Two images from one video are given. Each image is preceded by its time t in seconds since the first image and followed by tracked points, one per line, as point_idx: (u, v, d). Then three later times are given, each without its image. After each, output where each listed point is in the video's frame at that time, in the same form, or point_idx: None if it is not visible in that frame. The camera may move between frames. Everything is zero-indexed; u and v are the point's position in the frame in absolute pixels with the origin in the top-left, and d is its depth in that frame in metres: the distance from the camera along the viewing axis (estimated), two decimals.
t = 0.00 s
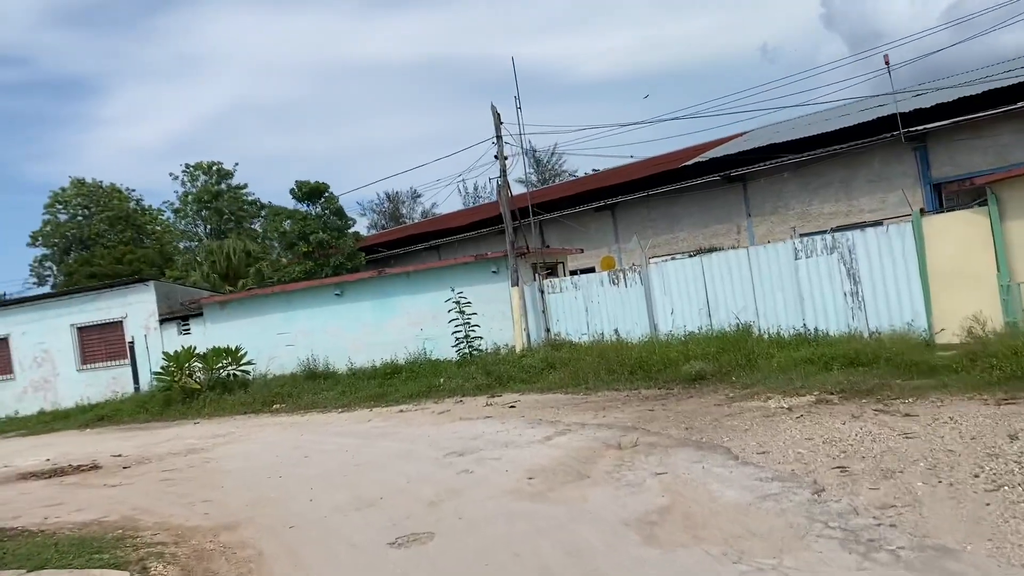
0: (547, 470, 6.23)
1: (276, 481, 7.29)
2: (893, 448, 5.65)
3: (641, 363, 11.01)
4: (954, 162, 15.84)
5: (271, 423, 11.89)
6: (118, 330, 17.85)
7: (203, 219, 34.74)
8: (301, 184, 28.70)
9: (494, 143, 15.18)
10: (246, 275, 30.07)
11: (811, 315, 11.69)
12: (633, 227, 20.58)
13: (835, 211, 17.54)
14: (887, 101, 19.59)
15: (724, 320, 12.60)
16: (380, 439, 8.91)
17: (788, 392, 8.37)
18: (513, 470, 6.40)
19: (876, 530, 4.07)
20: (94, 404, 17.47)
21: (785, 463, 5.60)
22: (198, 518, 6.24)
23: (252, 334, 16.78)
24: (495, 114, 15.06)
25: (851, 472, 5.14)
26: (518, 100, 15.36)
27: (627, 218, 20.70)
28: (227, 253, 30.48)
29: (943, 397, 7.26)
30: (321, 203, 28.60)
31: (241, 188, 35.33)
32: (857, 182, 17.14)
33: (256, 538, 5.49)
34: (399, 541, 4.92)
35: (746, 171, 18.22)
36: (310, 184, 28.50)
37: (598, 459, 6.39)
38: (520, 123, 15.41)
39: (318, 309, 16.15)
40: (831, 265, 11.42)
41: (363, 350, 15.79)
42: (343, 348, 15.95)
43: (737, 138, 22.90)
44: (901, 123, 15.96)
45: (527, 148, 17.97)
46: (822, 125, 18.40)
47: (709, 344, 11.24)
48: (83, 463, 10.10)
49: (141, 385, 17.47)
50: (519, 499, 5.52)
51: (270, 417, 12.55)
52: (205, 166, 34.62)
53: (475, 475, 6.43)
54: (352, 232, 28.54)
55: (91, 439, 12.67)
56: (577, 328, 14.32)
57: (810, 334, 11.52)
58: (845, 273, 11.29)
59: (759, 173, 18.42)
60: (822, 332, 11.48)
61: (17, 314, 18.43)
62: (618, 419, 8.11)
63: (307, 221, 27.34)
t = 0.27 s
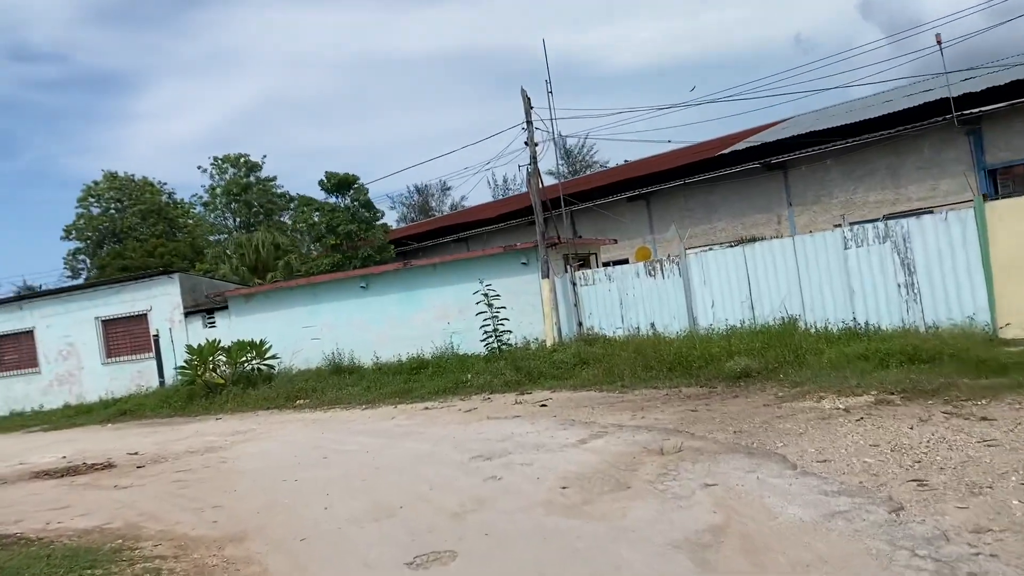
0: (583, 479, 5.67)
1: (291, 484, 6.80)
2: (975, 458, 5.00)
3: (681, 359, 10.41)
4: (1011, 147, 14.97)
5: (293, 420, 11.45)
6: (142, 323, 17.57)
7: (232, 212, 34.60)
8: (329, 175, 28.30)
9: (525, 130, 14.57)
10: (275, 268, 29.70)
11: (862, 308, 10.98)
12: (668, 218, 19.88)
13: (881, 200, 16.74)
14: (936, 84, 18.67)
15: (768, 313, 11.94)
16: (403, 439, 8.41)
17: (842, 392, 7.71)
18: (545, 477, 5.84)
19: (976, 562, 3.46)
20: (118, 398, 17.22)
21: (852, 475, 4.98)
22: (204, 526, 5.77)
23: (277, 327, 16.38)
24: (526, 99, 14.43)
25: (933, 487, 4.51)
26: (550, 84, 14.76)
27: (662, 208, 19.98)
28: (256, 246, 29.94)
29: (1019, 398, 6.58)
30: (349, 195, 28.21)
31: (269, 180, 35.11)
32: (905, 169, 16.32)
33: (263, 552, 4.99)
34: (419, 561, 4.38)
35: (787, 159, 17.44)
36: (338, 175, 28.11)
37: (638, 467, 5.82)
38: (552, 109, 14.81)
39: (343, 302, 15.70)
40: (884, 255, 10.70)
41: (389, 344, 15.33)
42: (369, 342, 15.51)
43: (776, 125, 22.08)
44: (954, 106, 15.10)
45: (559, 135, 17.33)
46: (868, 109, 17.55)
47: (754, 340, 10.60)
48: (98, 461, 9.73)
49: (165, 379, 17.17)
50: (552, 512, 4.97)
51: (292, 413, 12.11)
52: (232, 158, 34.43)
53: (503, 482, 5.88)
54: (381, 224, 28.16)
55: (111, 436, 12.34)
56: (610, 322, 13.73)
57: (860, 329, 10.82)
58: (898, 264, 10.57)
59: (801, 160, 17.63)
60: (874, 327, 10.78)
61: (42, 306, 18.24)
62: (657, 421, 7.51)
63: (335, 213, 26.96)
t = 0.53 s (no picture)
0: (620, 494, 5.10)
1: (302, 493, 6.31)
2: None
3: (722, 358, 9.80)
4: None
5: (313, 418, 11.01)
6: (165, 318, 17.28)
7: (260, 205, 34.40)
8: (357, 167, 27.89)
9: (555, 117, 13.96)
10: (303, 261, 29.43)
11: (916, 304, 10.27)
12: (704, 209, 19.14)
13: (930, 189, 15.91)
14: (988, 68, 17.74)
15: (813, 309, 11.26)
16: (425, 442, 7.89)
17: (903, 396, 7.04)
18: (577, 491, 5.28)
19: None
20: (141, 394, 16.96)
21: (929, 495, 4.36)
22: (205, 542, 5.30)
23: (300, 322, 15.95)
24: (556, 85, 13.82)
25: None
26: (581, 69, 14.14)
27: (697, 199, 19.22)
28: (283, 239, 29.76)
29: None
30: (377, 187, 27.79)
31: (297, 173, 34.83)
32: (956, 156, 15.47)
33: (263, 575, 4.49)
34: None
35: (829, 147, 16.64)
36: (366, 167, 27.70)
37: (681, 481, 5.24)
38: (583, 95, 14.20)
39: (368, 296, 15.24)
40: (941, 247, 9.97)
41: (415, 340, 14.85)
42: (393, 338, 15.04)
43: (817, 113, 21.22)
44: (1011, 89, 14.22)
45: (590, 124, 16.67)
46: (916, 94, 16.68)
47: (800, 337, 9.95)
48: (110, 462, 9.35)
49: (187, 375, 16.86)
50: (585, 535, 4.41)
51: (312, 412, 11.66)
52: (260, 151, 34.21)
53: (531, 496, 5.33)
54: (410, 217, 27.73)
55: (128, 434, 12.01)
56: (645, 317, 13.11)
57: (915, 326, 10.11)
58: (957, 256, 9.84)
59: (844, 148, 16.82)
60: (930, 324, 10.06)
61: (66, 300, 18.05)
62: (699, 426, 6.91)
63: (363, 206, 26.56)
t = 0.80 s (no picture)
0: (658, 516, 4.54)
1: (309, 506, 5.82)
2: None
3: (764, 357, 9.17)
4: None
5: (330, 419, 10.56)
6: (187, 313, 16.97)
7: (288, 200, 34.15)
8: (384, 160, 27.46)
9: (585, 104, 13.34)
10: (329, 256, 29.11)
11: (975, 301, 9.56)
12: (739, 202, 18.39)
13: (981, 179, 15.08)
14: None
15: (861, 306, 10.57)
16: (445, 447, 7.37)
17: (969, 403, 6.38)
18: (610, 511, 4.73)
19: None
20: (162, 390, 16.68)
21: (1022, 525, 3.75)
22: (199, 562, 4.83)
23: (322, 318, 15.52)
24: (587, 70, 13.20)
25: None
26: (612, 54, 13.51)
27: (734, 191, 18.48)
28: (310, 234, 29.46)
29: None
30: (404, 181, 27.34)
31: (325, 167, 34.51)
32: (1010, 144, 14.63)
33: None
34: None
35: (874, 136, 15.84)
36: (394, 160, 27.26)
37: (726, 501, 4.66)
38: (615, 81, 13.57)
39: (391, 291, 14.77)
40: (1003, 239, 9.25)
41: (439, 337, 14.35)
42: (417, 335, 14.56)
43: (859, 103, 20.36)
44: None
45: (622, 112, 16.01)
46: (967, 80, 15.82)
47: (849, 336, 9.29)
48: (119, 465, 8.96)
49: (208, 371, 16.53)
50: (618, 566, 3.86)
51: (331, 411, 11.20)
52: (287, 145, 33.93)
53: (558, 515, 4.78)
54: (438, 211, 27.26)
55: (143, 434, 11.65)
56: (679, 314, 12.49)
57: (972, 324, 9.39)
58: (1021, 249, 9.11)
59: (890, 136, 16.01)
60: (990, 322, 9.35)
61: (88, 295, 17.82)
62: (742, 435, 6.31)
63: (390, 199, 26.12)
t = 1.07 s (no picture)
0: (700, 546, 3.97)
1: (314, 522, 5.33)
2: None
3: (808, 359, 8.54)
4: None
5: (348, 420, 10.10)
6: (209, 308, 16.64)
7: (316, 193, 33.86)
8: (412, 153, 27.01)
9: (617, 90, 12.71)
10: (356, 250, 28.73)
11: None
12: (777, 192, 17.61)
13: None
14: None
15: (912, 303, 9.87)
16: (464, 454, 6.85)
17: None
18: (645, 538, 4.17)
19: None
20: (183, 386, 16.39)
21: None
22: None
23: (344, 314, 15.08)
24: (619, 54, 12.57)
25: None
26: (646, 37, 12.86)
27: (771, 182, 17.68)
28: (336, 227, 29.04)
29: None
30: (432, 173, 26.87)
31: (353, 160, 34.16)
32: None
33: None
34: None
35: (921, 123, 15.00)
36: (421, 153, 26.80)
37: (777, 529, 4.08)
38: (648, 66, 12.92)
39: (415, 286, 14.28)
40: None
41: (464, 333, 13.84)
42: (441, 331, 14.06)
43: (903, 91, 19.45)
44: None
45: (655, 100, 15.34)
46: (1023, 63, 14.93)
47: (902, 336, 8.61)
48: (127, 467, 8.57)
49: (230, 367, 16.19)
50: None
51: (349, 411, 10.75)
52: (315, 138, 33.63)
53: (585, 541, 4.23)
54: (466, 205, 26.77)
55: (158, 433, 11.29)
56: (716, 310, 11.86)
57: None
58: None
59: (939, 123, 15.18)
60: None
61: (111, 289, 17.59)
62: (791, 447, 5.71)
63: (417, 192, 25.63)
